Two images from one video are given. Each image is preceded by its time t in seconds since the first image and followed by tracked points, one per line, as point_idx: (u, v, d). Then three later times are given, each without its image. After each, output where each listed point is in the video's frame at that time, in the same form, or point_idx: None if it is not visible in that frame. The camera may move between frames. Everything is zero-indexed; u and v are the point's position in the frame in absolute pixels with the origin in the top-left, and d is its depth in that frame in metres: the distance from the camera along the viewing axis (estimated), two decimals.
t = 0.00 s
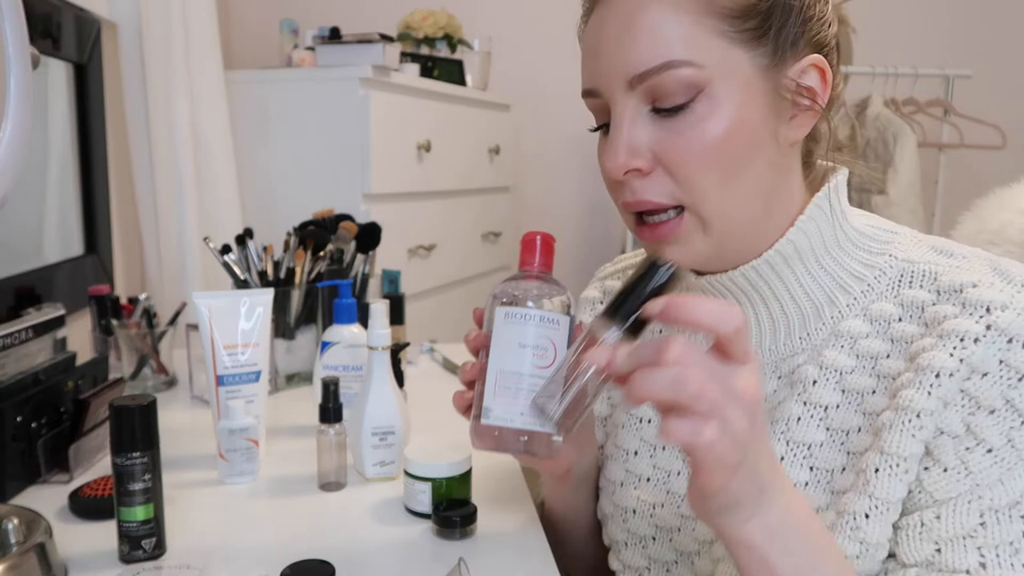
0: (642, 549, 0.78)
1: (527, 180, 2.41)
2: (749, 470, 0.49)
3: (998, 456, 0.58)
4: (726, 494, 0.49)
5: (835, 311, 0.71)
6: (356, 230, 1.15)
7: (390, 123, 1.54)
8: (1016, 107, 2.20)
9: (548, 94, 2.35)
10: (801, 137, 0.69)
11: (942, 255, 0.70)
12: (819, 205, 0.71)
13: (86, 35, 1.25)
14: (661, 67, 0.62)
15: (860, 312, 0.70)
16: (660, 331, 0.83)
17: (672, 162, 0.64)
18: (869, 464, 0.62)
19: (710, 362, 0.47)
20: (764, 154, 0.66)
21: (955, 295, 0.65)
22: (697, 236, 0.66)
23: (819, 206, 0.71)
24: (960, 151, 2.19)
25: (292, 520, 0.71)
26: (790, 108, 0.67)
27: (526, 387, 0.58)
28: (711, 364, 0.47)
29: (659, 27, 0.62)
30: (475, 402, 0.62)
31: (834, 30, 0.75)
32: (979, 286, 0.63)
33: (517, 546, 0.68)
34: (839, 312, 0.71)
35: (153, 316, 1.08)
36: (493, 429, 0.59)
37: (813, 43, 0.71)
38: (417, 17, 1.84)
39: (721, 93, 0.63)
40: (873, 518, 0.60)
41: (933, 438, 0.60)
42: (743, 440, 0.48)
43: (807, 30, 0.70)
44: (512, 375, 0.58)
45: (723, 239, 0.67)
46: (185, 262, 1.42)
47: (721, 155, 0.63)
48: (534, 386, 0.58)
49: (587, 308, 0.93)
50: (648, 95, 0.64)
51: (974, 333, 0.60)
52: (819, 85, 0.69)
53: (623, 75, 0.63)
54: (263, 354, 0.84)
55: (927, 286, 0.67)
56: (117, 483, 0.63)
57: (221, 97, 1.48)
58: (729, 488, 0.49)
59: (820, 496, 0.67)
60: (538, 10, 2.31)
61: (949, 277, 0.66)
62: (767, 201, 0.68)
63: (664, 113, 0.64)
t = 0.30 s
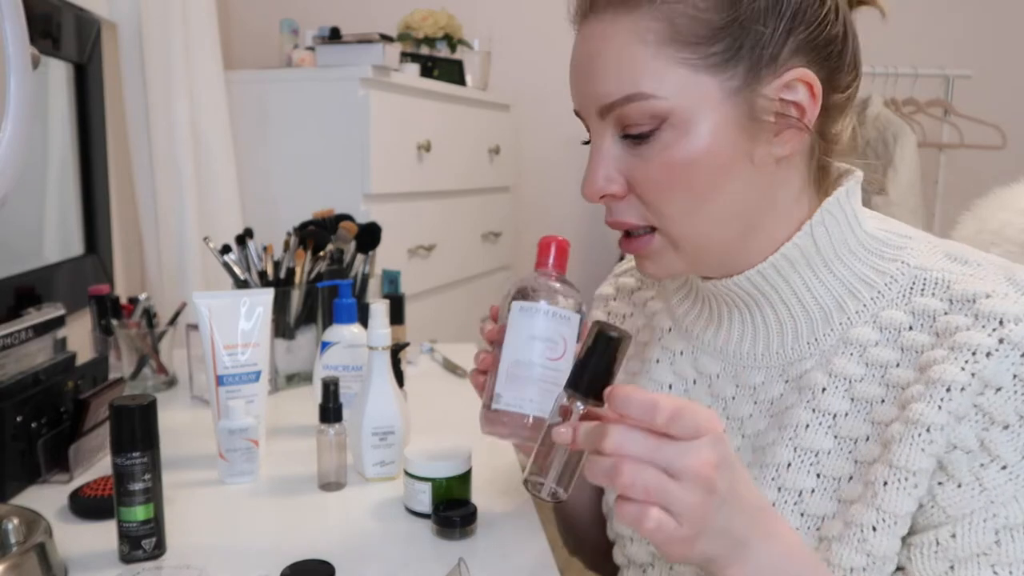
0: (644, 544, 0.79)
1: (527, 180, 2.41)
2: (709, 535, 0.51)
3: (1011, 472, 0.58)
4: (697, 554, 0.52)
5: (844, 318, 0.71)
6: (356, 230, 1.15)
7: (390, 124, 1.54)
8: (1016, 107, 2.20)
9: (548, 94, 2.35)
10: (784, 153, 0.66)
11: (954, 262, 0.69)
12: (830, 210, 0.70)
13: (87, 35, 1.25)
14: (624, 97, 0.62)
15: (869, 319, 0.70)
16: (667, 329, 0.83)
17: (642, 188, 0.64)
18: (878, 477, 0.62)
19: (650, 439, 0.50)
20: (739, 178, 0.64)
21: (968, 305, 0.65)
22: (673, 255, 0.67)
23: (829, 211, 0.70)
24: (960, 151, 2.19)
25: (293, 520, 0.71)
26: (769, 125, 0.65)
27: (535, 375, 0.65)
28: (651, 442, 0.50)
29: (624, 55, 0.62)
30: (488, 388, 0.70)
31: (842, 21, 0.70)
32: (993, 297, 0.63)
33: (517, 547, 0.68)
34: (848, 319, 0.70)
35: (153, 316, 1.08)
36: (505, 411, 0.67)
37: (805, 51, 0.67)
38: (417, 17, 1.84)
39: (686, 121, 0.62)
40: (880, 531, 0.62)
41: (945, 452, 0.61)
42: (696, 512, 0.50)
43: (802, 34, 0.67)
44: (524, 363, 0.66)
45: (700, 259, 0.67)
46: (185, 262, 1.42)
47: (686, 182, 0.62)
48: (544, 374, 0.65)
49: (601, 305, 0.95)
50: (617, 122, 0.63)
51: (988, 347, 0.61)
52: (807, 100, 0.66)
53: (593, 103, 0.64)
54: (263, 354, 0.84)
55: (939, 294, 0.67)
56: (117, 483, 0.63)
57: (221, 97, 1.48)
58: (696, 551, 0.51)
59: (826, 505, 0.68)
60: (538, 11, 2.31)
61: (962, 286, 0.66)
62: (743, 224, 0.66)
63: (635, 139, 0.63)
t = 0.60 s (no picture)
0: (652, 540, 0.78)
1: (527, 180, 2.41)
2: (726, 510, 0.50)
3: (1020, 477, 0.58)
4: (712, 527, 0.51)
5: (853, 319, 0.71)
6: (356, 230, 1.15)
7: (390, 124, 1.54)
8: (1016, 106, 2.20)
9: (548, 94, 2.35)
10: (769, 173, 0.66)
11: (967, 266, 0.69)
12: (838, 210, 0.70)
13: (87, 35, 1.25)
14: (604, 116, 0.64)
15: (878, 320, 0.70)
16: (676, 326, 0.84)
17: (626, 201, 0.66)
18: (884, 478, 0.63)
19: (678, 409, 0.50)
20: (719, 198, 0.65)
21: (980, 310, 0.65)
22: (661, 262, 0.69)
23: (837, 211, 0.70)
24: (960, 151, 2.19)
25: (293, 521, 0.71)
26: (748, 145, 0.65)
27: (548, 354, 0.62)
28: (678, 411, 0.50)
29: (600, 78, 0.65)
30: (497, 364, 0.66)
31: (845, 34, 0.68)
32: (1005, 302, 0.63)
33: (517, 547, 0.67)
34: (857, 320, 0.71)
35: (153, 316, 1.08)
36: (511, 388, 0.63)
37: (791, 71, 0.66)
38: (417, 17, 1.84)
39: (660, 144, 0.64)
40: (886, 532, 0.62)
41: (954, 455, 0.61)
42: (716, 485, 0.49)
43: (787, 53, 0.66)
44: (538, 340, 0.62)
45: (686, 269, 0.69)
46: (185, 262, 1.42)
47: (662, 200, 0.64)
48: (556, 355, 0.62)
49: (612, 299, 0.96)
50: (601, 137, 0.66)
51: (1000, 352, 0.60)
52: (790, 121, 0.65)
53: (581, 118, 0.66)
54: (263, 354, 0.84)
55: (951, 298, 0.67)
56: (118, 483, 0.63)
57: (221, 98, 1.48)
58: (711, 523, 0.51)
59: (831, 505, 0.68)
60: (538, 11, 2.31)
61: (974, 290, 0.66)
62: (726, 241, 0.67)
63: (618, 153, 0.66)
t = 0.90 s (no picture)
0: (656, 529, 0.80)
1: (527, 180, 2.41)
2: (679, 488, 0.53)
3: None
4: (658, 502, 0.53)
5: (870, 318, 0.71)
6: (355, 230, 1.16)
7: (390, 124, 1.54)
8: (1016, 106, 2.20)
9: (547, 96, 2.35)
10: (796, 161, 0.66)
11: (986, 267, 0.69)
12: (862, 208, 0.69)
13: (87, 35, 1.25)
14: (632, 96, 0.63)
15: (895, 319, 0.70)
16: (691, 321, 0.84)
17: (650, 184, 0.66)
18: (895, 471, 0.63)
19: (638, 389, 0.52)
20: (745, 183, 0.64)
21: (997, 309, 0.65)
22: (679, 248, 0.68)
23: (860, 208, 0.69)
24: (960, 151, 2.20)
25: (293, 521, 0.71)
26: (777, 131, 0.64)
27: (526, 345, 0.58)
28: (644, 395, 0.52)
29: (632, 58, 0.63)
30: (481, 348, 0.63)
31: (875, 28, 0.68)
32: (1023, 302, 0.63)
33: (519, 547, 0.67)
34: (874, 319, 0.71)
35: (153, 316, 1.09)
36: (487, 374, 0.59)
37: (820, 60, 0.66)
38: (417, 17, 1.84)
39: (688, 126, 0.63)
40: (895, 525, 0.62)
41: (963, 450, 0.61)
42: (666, 461, 0.52)
43: (818, 41, 0.65)
44: (520, 330, 0.58)
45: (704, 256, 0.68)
46: (185, 262, 1.42)
47: (689, 183, 0.64)
48: (535, 347, 0.58)
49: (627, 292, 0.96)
50: (627, 118, 0.65)
51: (1016, 349, 0.61)
52: (822, 109, 0.64)
53: (607, 99, 0.65)
54: (263, 354, 0.84)
55: (968, 297, 0.67)
56: (117, 484, 0.63)
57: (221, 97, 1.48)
58: (655, 497, 0.53)
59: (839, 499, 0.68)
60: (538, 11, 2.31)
61: (992, 289, 0.66)
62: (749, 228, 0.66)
63: (645, 135, 0.65)
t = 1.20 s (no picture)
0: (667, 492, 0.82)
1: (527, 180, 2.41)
2: (474, 405, 0.54)
3: (980, 379, 0.53)
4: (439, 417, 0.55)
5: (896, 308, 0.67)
6: (355, 230, 1.15)
7: (390, 124, 1.54)
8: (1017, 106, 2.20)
9: (547, 95, 2.35)
10: (855, 147, 0.65)
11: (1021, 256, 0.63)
12: (896, 199, 0.66)
13: (87, 35, 1.25)
14: (696, 64, 0.64)
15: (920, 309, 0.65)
16: (723, 301, 0.83)
17: (703, 155, 0.66)
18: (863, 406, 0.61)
19: (392, 321, 0.55)
20: (803, 162, 0.64)
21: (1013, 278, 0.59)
22: (724, 226, 0.68)
23: (895, 200, 0.66)
24: (960, 151, 2.20)
25: (293, 521, 0.71)
26: (838, 113, 0.64)
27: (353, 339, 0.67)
28: (452, 323, 0.56)
29: (705, 23, 0.63)
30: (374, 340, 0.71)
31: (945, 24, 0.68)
32: None
33: (519, 547, 0.67)
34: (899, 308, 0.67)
35: (153, 316, 1.09)
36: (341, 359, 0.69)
37: (895, 47, 0.66)
38: (417, 17, 1.84)
39: (751, 100, 0.63)
40: (852, 453, 0.59)
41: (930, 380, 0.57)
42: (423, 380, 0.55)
43: (889, 30, 0.65)
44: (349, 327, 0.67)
45: (748, 236, 0.68)
46: (185, 262, 1.42)
47: (744, 155, 0.64)
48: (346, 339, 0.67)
49: (669, 263, 0.95)
50: (689, 89, 0.65)
51: (1005, 294, 0.57)
52: (886, 96, 0.64)
53: (669, 67, 0.66)
54: (263, 354, 0.84)
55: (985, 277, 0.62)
56: (117, 484, 0.63)
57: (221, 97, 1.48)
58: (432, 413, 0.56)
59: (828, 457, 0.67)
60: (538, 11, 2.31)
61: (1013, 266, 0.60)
62: (801, 208, 0.66)
63: (705, 105, 0.65)
